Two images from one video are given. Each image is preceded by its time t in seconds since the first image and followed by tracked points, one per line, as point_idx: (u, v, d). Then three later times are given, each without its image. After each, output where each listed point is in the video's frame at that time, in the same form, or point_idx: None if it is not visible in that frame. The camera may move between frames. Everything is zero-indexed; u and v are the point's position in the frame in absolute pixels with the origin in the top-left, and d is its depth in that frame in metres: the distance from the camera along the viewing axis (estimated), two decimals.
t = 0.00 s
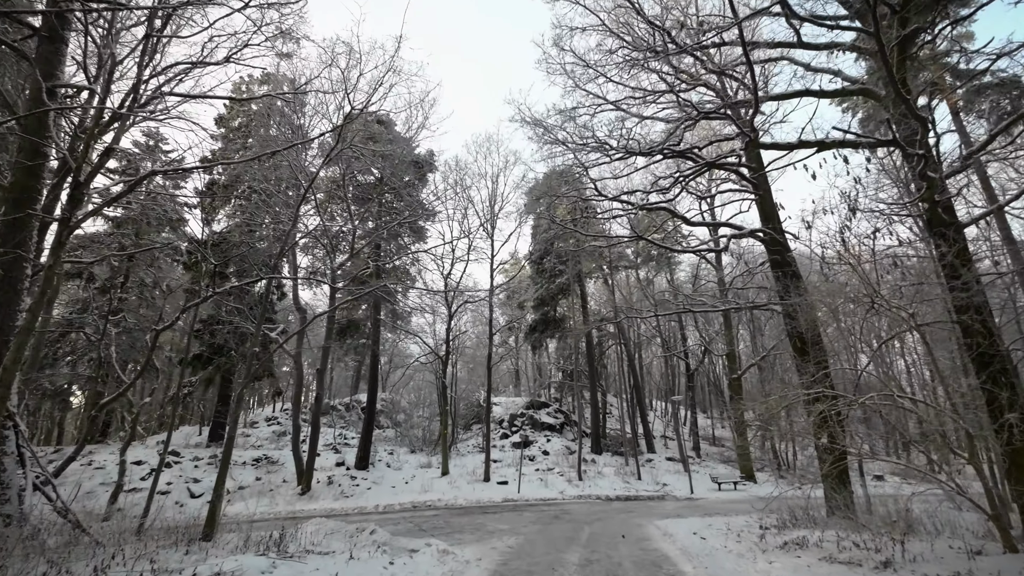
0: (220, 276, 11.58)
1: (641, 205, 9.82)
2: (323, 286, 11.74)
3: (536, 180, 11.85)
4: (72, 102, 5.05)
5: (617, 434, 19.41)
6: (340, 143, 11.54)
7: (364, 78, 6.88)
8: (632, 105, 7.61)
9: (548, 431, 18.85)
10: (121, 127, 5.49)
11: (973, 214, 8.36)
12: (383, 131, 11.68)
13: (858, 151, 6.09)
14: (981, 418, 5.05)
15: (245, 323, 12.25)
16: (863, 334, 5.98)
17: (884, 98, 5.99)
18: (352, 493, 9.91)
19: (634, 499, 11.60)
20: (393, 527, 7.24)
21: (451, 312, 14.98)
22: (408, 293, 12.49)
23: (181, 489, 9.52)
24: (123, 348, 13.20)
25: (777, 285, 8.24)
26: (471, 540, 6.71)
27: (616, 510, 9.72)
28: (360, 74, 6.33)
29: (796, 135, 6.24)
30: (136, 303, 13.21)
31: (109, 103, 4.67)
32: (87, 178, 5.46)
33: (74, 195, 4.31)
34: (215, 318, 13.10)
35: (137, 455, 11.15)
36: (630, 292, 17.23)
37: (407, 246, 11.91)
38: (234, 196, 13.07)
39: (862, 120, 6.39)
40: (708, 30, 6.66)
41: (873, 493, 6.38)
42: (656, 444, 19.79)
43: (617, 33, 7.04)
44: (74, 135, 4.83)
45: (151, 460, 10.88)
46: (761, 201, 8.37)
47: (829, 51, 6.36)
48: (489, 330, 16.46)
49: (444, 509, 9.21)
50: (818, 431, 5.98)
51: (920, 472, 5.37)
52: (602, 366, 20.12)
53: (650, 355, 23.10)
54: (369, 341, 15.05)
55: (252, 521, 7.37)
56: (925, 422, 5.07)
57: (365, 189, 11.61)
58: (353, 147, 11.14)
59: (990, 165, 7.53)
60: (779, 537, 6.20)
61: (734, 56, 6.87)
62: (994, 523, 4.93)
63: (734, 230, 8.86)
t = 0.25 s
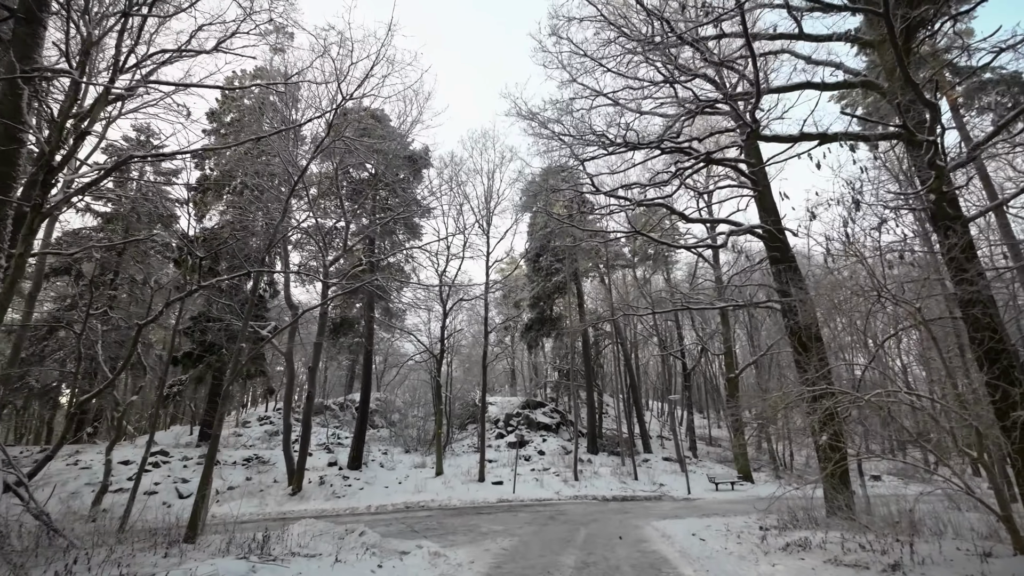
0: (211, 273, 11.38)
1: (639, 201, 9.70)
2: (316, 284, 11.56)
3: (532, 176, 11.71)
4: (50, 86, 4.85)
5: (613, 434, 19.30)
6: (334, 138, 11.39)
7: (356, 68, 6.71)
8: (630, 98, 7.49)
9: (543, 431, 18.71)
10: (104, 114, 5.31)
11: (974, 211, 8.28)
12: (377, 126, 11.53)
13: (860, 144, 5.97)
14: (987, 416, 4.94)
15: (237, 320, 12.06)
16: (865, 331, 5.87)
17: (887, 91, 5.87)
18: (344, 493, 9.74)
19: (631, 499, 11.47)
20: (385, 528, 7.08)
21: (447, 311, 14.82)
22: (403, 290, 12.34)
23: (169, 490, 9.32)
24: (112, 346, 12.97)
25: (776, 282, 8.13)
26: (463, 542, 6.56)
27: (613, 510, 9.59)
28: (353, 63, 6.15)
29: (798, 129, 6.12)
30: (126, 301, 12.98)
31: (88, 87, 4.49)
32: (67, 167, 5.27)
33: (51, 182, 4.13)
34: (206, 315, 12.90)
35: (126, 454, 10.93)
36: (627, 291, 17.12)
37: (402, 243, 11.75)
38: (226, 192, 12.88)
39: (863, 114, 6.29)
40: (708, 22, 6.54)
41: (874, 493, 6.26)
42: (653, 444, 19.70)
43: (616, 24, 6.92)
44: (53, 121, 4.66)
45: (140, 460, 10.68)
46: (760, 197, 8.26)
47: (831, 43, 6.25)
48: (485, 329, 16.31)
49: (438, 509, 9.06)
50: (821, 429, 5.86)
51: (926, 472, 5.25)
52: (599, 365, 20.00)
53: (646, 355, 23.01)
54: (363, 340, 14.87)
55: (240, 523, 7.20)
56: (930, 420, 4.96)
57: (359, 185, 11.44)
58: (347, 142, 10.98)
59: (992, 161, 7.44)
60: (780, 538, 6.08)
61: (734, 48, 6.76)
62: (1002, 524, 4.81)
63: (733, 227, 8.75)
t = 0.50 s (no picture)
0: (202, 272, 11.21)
1: (636, 201, 9.60)
2: (310, 284, 11.39)
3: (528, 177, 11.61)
4: (29, 75, 4.67)
5: (610, 437, 19.15)
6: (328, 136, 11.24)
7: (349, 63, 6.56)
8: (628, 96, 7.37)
9: (540, 433, 18.55)
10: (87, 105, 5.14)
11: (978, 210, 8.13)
12: (373, 124, 11.39)
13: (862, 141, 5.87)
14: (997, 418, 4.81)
15: (229, 321, 11.87)
16: (868, 331, 5.75)
17: (889, 87, 5.76)
18: (336, 497, 9.55)
19: (628, 503, 11.32)
20: (376, 533, 6.90)
21: (442, 312, 14.68)
22: (398, 291, 12.18)
23: (157, 493, 9.12)
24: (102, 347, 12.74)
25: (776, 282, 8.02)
26: (456, 547, 6.40)
27: (610, 514, 9.46)
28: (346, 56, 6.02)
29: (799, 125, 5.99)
30: (116, 300, 12.78)
31: (66, 74, 4.30)
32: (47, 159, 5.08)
33: (26, 173, 3.95)
34: (198, 315, 12.70)
35: (114, 457, 10.71)
36: (624, 293, 16.99)
37: (397, 243, 11.60)
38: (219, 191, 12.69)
39: (865, 110, 6.19)
40: (708, 18, 6.44)
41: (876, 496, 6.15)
42: (650, 447, 19.57)
43: (613, 20, 6.81)
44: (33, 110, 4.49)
45: (127, 462, 10.44)
46: (760, 196, 8.20)
47: (834, 38, 6.12)
48: (481, 331, 16.15)
49: (432, 513, 8.89)
50: (824, 431, 5.73)
51: (932, 475, 5.13)
52: (596, 367, 19.87)
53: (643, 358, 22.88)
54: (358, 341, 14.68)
55: (227, 528, 7.00)
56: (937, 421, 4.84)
57: (355, 184, 11.32)
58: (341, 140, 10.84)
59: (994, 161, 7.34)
60: (781, 542, 5.97)
61: (734, 44, 6.65)
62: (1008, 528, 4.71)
63: (731, 226, 8.65)
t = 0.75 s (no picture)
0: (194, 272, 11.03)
1: (634, 201, 9.49)
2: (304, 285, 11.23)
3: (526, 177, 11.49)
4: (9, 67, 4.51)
5: (608, 440, 19.01)
6: (324, 135, 11.09)
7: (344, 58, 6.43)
8: (627, 93, 7.25)
9: (537, 437, 18.37)
10: (71, 97, 4.97)
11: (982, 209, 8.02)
12: (368, 123, 11.25)
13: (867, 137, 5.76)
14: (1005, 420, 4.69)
15: (222, 322, 11.68)
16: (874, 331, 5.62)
17: (893, 83, 5.65)
18: (329, 501, 9.38)
19: (627, 507, 11.18)
20: (368, 539, 6.73)
21: (439, 314, 14.52)
22: (394, 292, 12.02)
23: (146, 498, 8.93)
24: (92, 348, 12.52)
25: (778, 282, 7.90)
26: (451, 553, 6.23)
27: (608, 518, 9.31)
28: (340, 52, 5.90)
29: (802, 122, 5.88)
30: (106, 301, 12.59)
31: (45, 64, 4.13)
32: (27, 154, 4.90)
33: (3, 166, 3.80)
34: (190, 316, 12.50)
35: (103, 460, 10.49)
36: (622, 295, 16.86)
37: (393, 243, 11.45)
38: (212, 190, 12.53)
39: (869, 107, 6.08)
40: (708, 13, 6.33)
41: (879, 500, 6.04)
42: (648, 450, 19.44)
43: (613, 14, 6.67)
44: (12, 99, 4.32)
45: (117, 466, 10.24)
46: (760, 196, 8.10)
47: (836, 34, 6.02)
48: (478, 333, 16.00)
49: (426, 518, 8.72)
50: (829, 434, 5.60)
51: (937, 479, 5.02)
52: (593, 370, 19.74)
53: (641, 360, 22.76)
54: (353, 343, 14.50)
55: (215, 535, 6.82)
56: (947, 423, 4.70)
57: (350, 183, 11.18)
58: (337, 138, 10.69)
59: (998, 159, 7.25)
60: (784, 547, 5.85)
61: (735, 40, 6.53)
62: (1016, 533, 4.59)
63: (731, 226, 8.55)
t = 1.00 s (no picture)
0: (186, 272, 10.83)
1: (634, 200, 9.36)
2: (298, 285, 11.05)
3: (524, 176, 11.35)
4: None
5: (605, 443, 18.84)
6: (319, 133, 10.94)
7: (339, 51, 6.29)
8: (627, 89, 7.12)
9: (534, 440, 18.19)
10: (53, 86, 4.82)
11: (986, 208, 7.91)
12: (364, 121, 11.10)
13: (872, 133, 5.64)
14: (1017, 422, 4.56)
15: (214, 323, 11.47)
16: (883, 329, 5.48)
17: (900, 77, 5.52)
18: (322, 506, 9.18)
19: (626, 511, 11.00)
20: (360, 545, 6.54)
21: (435, 315, 14.35)
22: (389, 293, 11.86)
23: (133, 502, 8.71)
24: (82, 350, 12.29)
25: (780, 282, 7.78)
26: (446, 560, 6.03)
27: (607, 523, 9.14)
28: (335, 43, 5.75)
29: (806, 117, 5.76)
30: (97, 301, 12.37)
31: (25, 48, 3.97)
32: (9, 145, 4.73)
33: None
34: (182, 317, 12.28)
35: (91, 464, 10.26)
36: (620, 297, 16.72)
37: (388, 243, 11.29)
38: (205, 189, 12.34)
39: (872, 103, 5.98)
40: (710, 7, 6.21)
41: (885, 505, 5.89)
42: (645, 454, 19.28)
43: (613, 8, 6.55)
44: None
45: (105, 470, 10.01)
46: (761, 195, 7.99)
47: (841, 28, 5.90)
48: (474, 335, 15.84)
49: (421, 523, 8.52)
50: (836, 434, 5.46)
51: (947, 482, 4.88)
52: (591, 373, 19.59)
53: (638, 363, 22.63)
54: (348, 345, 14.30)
55: (202, 541, 6.61)
56: (962, 424, 4.54)
57: (345, 182, 11.03)
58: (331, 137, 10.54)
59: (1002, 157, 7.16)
60: (790, 553, 5.69)
61: (738, 34, 6.42)
62: None
63: (732, 225, 8.43)
